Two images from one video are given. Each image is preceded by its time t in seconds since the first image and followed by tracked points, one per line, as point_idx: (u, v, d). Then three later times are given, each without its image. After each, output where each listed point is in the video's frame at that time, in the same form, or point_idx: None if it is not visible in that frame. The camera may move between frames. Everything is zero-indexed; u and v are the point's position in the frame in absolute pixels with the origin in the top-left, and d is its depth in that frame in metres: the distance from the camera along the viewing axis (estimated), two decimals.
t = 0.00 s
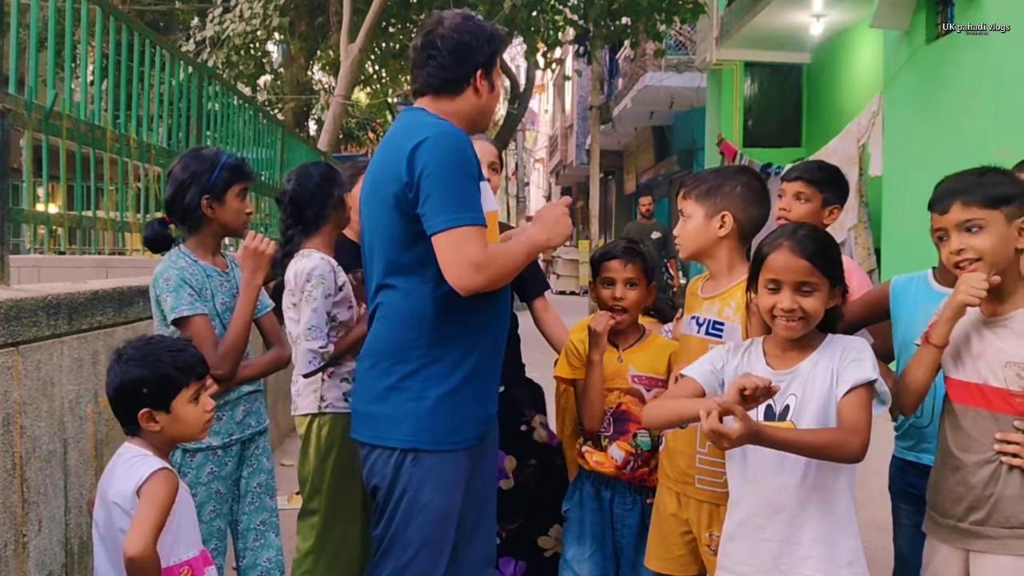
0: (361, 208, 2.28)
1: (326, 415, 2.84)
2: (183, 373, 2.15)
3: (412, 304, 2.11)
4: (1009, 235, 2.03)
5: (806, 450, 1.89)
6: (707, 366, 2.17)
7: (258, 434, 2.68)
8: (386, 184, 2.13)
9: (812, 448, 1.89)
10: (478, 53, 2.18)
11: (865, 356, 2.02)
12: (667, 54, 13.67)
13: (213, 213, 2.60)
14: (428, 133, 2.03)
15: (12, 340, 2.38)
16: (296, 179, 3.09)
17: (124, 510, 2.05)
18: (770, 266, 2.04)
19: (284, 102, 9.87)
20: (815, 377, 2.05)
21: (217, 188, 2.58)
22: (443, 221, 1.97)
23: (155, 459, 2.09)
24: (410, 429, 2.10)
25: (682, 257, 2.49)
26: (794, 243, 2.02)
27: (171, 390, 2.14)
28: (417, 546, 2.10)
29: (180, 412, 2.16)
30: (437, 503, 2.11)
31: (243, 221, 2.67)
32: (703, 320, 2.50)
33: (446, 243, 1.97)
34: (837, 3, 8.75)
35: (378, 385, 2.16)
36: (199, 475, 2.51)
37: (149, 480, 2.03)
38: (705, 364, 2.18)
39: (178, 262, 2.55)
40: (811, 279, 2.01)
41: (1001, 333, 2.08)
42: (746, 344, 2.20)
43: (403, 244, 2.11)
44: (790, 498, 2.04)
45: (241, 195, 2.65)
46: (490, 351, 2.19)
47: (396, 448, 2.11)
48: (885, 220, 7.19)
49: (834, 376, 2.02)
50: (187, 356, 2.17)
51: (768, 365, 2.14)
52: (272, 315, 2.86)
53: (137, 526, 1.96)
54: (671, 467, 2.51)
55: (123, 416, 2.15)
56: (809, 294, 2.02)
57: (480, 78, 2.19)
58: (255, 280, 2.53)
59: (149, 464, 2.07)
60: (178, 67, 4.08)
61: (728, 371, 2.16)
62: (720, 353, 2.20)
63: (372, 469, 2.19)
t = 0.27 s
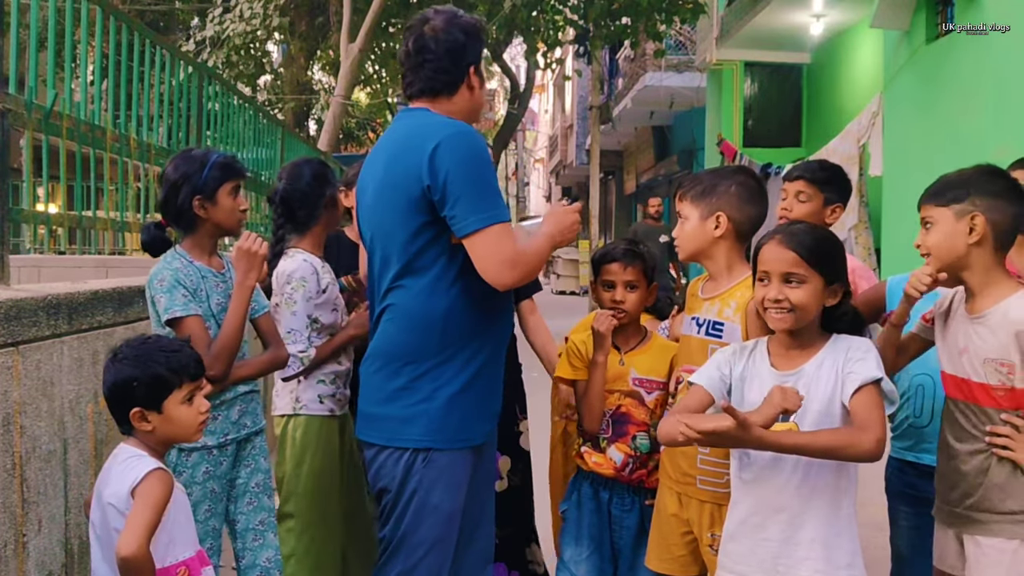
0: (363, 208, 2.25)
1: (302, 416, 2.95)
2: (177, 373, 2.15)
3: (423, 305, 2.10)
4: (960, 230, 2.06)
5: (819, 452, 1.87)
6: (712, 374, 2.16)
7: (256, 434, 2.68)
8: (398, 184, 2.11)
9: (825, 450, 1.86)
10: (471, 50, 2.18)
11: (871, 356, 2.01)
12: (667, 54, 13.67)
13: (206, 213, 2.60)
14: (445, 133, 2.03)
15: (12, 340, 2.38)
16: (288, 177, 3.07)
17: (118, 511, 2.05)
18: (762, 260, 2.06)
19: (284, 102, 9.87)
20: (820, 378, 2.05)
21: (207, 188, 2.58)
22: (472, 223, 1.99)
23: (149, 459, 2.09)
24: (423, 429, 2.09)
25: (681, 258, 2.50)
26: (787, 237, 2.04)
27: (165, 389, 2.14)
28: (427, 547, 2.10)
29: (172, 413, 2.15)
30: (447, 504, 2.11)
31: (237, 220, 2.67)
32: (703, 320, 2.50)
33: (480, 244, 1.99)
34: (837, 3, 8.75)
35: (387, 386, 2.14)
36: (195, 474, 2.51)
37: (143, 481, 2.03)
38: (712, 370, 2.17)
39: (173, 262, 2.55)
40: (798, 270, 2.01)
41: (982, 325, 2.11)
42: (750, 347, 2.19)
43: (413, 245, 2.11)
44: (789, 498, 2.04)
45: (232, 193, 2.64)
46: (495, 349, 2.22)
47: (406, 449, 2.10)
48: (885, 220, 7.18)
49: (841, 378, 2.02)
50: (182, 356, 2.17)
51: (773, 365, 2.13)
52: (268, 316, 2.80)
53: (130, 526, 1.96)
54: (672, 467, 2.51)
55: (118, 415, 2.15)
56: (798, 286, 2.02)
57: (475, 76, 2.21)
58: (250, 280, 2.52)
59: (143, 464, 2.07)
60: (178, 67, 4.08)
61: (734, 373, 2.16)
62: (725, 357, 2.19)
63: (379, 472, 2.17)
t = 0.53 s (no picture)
0: (365, 208, 2.25)
1: (292, 417, 2.95)
2: (178, 371, 2.15)
3: (426, 304, 2.11)
4: (953, 233, 2.09)
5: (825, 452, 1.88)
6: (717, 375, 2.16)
7: (254, 434, 2.68)
8: (401, 184, 2.12)
9: (831, 450, 1.88)
10: (455, 45, 2.16)
11: (879, 360, 2.01)
12: (667, 55, 13.67)
13: (197, 213, 2.60)
14: (449, 133, 2.04)
15: (12, 340, 2.38)
16: (291, 180, 3.06)
17: (111, 511, 2.06)
18: (761, 257, 2.08)
19: (285, 103, 9.86)
20: (829, 381, 2.05)
21: (196, 188, 2.58)
22: (476, 225, 2.00)
23: (144, 459, 2.09)
24: (426, 427, 2.10)
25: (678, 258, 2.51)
26: (781, 235, 2.06)
27: (164, 388, 2.14)
28: (430, 545, 2.11)
29: (173, 411, 2.16)
30: (449, 502, 2.12)
31: (231, 218, 2.66)
32: (701, 321, 2.50)
33: (486, 245, 2.00)
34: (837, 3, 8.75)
35: (390, 385, 2.15)
36: (191, 474, 2.51)
37: (135, 481, 2.03)
38: (714, 373, 2.16)
39: (167, 263, 2.55)
40: (790, 265, 2.03)
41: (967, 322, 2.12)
42: (758, 346, 2.19)
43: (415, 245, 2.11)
44: (790, 498, 2.04)
45: (223, 191, 2.64)
46: (498, 348, 2.22)
47: (409, 447, 2.11)
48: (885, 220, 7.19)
49: (850, 380, 2.02)
50: (182, 355, 2.18)
51: (777, 365, 2.14)
52: (266, 317, 2.78)
53: (120, 526, 1.97)
54: (672, 468, 2.50)
55: (116, 412, 2.15)
56: (792, 280, 2.03)
57: (459, 72, 2.18)
58: (243, 280, 2.51)
59: (137, 464, 2.07)
60: (178, 67, 4.08)
61: (739, 377, 2.15)
62: (733, 356, 2.19)
63: (381, 470, 2.18)
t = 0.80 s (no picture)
0: (360, 208, 2.25)
1: (301, 418, 2.95)
2: (180, 370, 2.16)
3: (419, 305, 2.10)
4: (962, 230, 2.08)
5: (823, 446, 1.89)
6: (716, 381, 2.15)
7: (249, 434, 2.68)
8: (397, 185, 2.12)
9: (840, 446, 1.88)
10: (467, 53, 2.17)
11: (882, 359, 2.00)
12: (667, 55, 13.67)
13: (189, 213, 2.60)
14: (446, 135, 2.04)
15: (12, 340, 2.38)
16: (292, 180, 3.06)
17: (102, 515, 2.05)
18: (773, 254, 2.07)
19: (285, 103, 9.86)
20: (828, 381, 2.05)
21: (185, 187, 2.59)
22: (481, 228, 2.00)
23: (134, 464, 2.08)
24: (418, 427, 2.10)
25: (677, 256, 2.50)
26: (800, 235, 2.05)
27: (166, 387, 2.15)
28: (424, 545, 2.10)
29: (173, 410, 2.16)
30: (443, 501, 2.11)
31: (224, 215, 2.65)
32: (700, 319, 2.50)
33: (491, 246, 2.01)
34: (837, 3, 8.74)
35: (382, 385, 2.15)
36: (188, 473, 2.51)
37: (123, 487, 2.02)
38: (714, 380, 2.15)
39: (162, 264, 2.56)
40: (806, 266, 2.02)
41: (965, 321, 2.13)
42: (757, 349, 2.19)
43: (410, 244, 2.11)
44: (792, 499, 2.04)
45: (212, 189, 2.63)
46: (493, 348, 2.21)
47: (401, 447, 2.11)
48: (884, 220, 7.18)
49: (852, 381, 2.02)
50: (184, 354, 2.19)
51: (776, 366, 2.14)
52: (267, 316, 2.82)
53: (107, 531, 1.96)
54: (673, 467, 2.50)
55: (114, 412, 2.14)
56: (803, 284, 2.02)
57: (471, 77, 2.19)
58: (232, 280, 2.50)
59: (125, 470, 2.06)
60: (178, 67, 4.08)
61: (739, 378, 2.15)
62: (725, 367, 2.18)
63: (375, 470, 2.18)
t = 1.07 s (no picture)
0: (359, 209, 2.24)
1: (303, 412, 3.03)
2: (179, 367, 2.16)
3: (422, 305, 2.10)
4: (974, 230, 2.05)
5: (825, 445, 1.89)
6: (713, 388, 2.15)
7: (249, 434, 2.68)
8: (400, 185, 2.12)
9: (843, 444, 1.88)
10: (465, 54, 2.19)
11: (882, 357, 2.01)
12: (667, 55, 13.66)
13: (190, 213, 2.60)
14: (455, 133, 2.06)
15: (12, 340, 2.38)
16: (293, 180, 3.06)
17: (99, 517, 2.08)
18: (791, 253, 2.05)
19: (285, 103, 9.87)
20: (826, 380, 2.05)
21: (184, 187, 2.58)
22: (509, 216, 2.10)
23: (128, 467, 2.11)
24: (421, 428, 2.10)
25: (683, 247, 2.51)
26: (820, 237, 2.06)
27: (164, 383, 2.15)
28: (425, 546, 2.10)
29: (171, 407, 2.16)
30: (444, 503, 2.11)
31: (223, 213, 2.65)
32: (697, 311, 2.50)
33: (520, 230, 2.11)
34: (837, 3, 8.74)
35: (385, 386, 2.15)
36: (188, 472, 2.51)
37: (119, 489, 2.06)
38: (712, 387, 2.16)
39: (166, 261, 2.56)
40: (830, 271, 2.02)
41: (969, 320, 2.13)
42: (752, 351, 2.19)
43: (412, 245, 2.10)
44: (794, 500, 2.04)
45: (213, 189, 2.63)
46: (496, 346, 2.22)
47: (404, 448, 2.11)
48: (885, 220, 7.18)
49: (853, 378, 2.02)
50: (182, 352, 2.19)
51: (772, 368, 2.14)
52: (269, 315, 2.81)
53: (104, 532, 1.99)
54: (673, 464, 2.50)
55: (109, 412, 2.14)
56: (827, 289, 2.02)
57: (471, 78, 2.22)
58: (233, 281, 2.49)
59: (119, 472, 2.09)
60: (178, 67, 4.08)
61: (736, 379, 2.16)
62: (723, 367, 2.18)
63: (377, 471, 2.18)
